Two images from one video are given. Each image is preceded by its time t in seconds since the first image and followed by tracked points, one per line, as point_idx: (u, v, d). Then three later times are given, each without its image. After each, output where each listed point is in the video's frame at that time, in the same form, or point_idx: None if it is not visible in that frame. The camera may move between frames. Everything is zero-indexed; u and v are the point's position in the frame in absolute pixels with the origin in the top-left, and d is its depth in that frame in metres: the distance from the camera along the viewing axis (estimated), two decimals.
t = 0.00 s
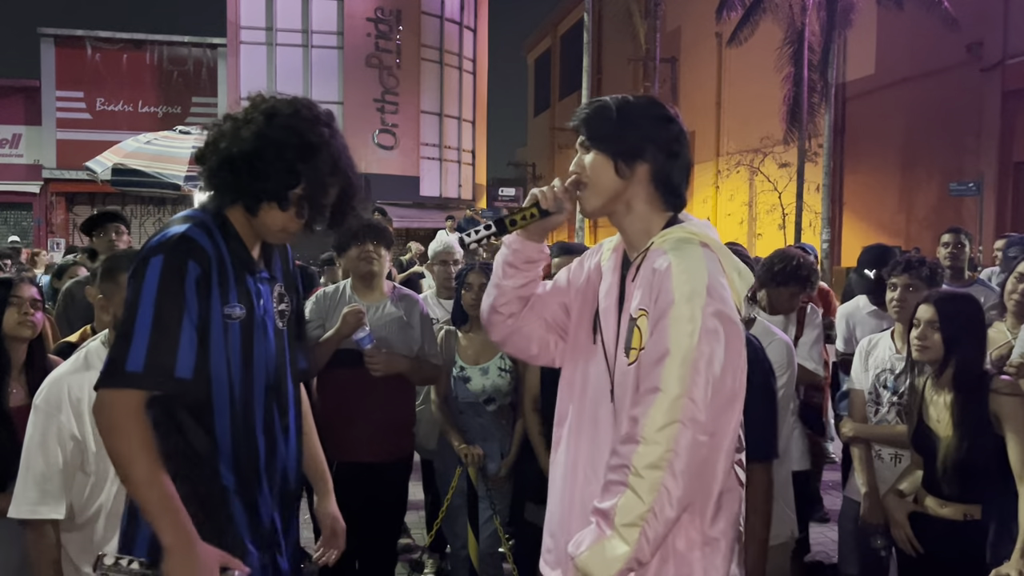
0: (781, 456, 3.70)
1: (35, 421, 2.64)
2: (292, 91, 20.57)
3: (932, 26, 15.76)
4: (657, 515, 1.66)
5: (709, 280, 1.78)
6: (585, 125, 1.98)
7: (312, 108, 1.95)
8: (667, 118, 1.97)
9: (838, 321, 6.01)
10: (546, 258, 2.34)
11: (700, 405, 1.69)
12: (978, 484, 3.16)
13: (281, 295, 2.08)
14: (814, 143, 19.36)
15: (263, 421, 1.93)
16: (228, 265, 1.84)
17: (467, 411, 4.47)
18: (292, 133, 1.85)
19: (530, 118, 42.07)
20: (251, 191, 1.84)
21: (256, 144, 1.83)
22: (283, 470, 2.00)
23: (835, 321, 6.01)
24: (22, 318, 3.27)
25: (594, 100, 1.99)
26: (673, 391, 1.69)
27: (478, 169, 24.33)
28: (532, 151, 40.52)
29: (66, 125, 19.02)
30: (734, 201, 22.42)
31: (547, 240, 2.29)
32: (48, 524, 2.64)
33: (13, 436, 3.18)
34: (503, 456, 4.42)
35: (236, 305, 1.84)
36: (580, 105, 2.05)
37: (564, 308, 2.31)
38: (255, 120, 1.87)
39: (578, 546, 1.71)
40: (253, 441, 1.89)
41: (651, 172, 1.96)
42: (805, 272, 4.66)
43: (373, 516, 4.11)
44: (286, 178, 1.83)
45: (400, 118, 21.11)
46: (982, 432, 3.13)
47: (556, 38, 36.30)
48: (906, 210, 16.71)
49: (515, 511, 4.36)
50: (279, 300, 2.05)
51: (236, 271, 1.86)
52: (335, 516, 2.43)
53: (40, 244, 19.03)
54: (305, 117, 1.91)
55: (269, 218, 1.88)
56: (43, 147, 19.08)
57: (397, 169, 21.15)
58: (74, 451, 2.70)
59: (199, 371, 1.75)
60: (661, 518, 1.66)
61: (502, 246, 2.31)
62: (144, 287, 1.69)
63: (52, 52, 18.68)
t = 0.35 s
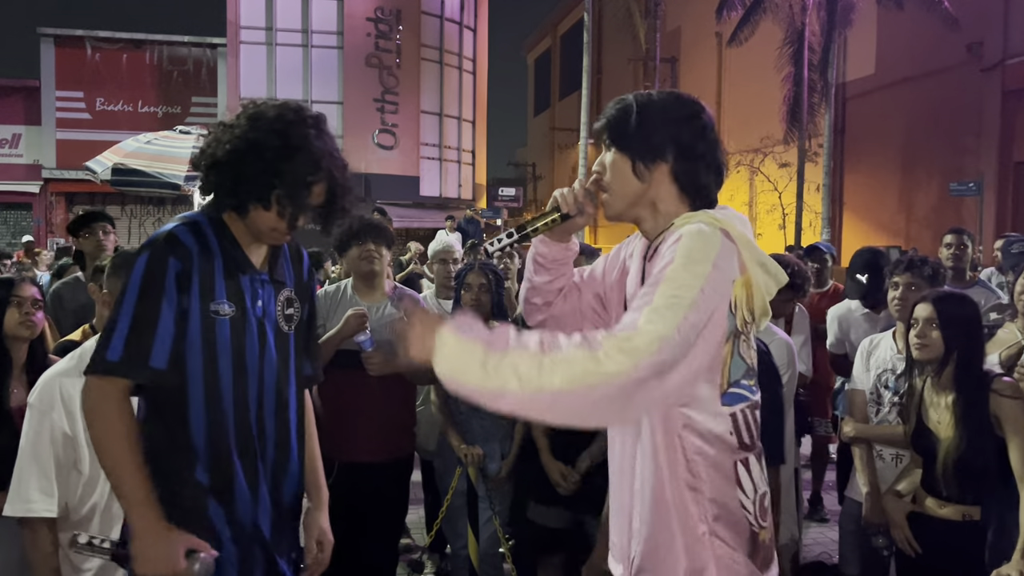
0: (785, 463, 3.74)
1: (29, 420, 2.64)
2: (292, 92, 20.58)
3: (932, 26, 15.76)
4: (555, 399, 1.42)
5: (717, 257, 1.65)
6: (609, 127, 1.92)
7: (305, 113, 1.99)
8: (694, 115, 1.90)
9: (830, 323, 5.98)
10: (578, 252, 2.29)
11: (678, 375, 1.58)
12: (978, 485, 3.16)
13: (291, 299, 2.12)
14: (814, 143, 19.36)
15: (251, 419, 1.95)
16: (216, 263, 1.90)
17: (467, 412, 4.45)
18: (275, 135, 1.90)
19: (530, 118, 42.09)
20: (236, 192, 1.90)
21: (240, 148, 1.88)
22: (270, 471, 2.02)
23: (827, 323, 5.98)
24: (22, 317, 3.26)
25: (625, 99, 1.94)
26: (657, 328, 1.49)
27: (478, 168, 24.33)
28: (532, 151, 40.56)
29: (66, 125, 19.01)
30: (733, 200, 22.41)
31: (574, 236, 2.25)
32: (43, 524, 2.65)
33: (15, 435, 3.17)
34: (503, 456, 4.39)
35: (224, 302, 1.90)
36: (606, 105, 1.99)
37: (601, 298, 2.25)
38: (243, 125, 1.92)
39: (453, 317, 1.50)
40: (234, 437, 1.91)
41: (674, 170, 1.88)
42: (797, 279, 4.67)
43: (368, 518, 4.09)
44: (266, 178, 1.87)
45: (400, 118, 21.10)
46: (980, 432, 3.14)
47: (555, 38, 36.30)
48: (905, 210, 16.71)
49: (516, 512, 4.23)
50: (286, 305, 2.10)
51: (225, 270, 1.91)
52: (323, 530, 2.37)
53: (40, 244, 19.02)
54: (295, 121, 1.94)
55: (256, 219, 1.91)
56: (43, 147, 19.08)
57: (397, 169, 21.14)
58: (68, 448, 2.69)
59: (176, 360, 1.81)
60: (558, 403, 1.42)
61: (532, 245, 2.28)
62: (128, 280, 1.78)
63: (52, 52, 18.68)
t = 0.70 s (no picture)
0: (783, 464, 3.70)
1: (28, 422, 2.65)
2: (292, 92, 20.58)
3: (932, 26, 15.75)
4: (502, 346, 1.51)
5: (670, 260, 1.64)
6: (570, 140, 1.89)
7: (307, 116, 2.02)
8: (649, 125, 1.89)
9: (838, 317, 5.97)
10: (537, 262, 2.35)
11: (645, 360, 1.58)
12: (980, 485, 3.16)
13: (290, 302, 2.13)
14: (813, 144, 19.37)
15: (236, 414, 1.95)
16: (209, 254, 1.93)
17: (467, 412, 4.48)
18: (269, 135, 1.93)
19: (529, 118, 42.08)
20: (232, 189, 1.93)
21: (238, 147, 1.92)
22: (255, 469, 2.00)
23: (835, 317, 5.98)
24: (23, 318, 3.27)
25: (583, 108, 1.92)
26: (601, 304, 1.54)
27: (478, 168, 24.33)
28: (532, 151, 40.54)
29: (66, 125, 19.02)
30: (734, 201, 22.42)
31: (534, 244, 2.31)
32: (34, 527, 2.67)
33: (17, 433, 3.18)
34: (503, 456, 4.40)
35: (221, 293, 1.93)
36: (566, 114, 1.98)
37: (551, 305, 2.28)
38: (244, 126, 1.97)
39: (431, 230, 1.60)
40: (214, 430, 1.92)
41: (631, 180, 1.88)
42: (787, 272, 4.73)
43: (368, 522, 4.07)
44: (258, 174, 1.91)
45: (400, 118, 21.09)
46: (983, 433, 3.15)
47: (555, 38, 36.29)
48: (906, 210, 16.71)
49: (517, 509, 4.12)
50: (285, 305, 2.10)
51: (222, 263, 1.94)
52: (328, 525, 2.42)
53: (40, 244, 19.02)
54: (296, 122, 1.98)
55: (252, 216, 1.95)
56: (43, 147, 19.10)
57: (397, 169, 21.13)
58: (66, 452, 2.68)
59: (156, 341, 1.86)
60: (507, 350, 1.51)
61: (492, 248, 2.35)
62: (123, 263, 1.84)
63: (52, 52, 18.68)
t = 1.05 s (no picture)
0: (775, 459, 3.70)
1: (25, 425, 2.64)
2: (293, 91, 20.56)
3: (932, 26, 15.74)
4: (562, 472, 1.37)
5: (696, 272, 1.63)
6: (583, 136, 1.92)
7: (276, 106, 2.01)
8: (668, 124, 1.89)
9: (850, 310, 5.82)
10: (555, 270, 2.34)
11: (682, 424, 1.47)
12: (977, 484, 3.15)
13: (280, 296, 2.08)
14: (814, 144, 19.36)
15: (223, 416, 1.90)
16: (191, 253, 1.91)
17: (467, 412, 4.44)
18: (238, 127, 1.91)
19: (529, 118, 42.07)
20: (205, 183, 1.91)
21: (209, 140, 1.90)
22: (246, 473, 1.95)
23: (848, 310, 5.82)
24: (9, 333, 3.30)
25: (595, 111, 1.93)
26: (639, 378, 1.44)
27: (478, 168, 24.32)
28: (533, 151, 40.54)
29: (66, 125, 19.04)
30: (734, 200, 22.40)
31: (552, 251, 2.30)
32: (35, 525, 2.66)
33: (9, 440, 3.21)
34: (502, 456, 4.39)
35: (201, 291, 1.90)
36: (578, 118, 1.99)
37: (581, 319, 2.27)
38: (211, 119, 1.95)
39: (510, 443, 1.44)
40: (196, 431, 1.87)
41: (645, 176, 1.89)
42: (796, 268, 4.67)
43: (369, 520, 4.08)
44: (230, 167, 1.89)
45: (400, 118, 21.08)
46: (980, 432, 3.14)
47: (556, 37, 36.27)
48: (906, 210, 16.69)
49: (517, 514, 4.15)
50: (273, 298, 2.05)
51: (201, 260, 1.92)
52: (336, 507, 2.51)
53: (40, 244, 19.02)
54: (265, 113, 1.96)
55: (231, 209, 1.93)
56: (43, 147, 19.10)
57: (397, 169, 21.12)
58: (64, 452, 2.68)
59: (143, 343, 1.83)
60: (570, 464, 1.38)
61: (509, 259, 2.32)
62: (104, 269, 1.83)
63: (52, 52, 18.70)
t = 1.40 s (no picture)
0: (776, 456, 3.65)
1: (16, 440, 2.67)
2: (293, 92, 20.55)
3: (932, 26, 15.75)
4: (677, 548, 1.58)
5: (689, 282, 1.69)
6: (583, 125, 1.94)
7: (232, 97, 1.90)
8: (665, 118, 1.90)
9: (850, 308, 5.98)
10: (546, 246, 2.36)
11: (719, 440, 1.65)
12: (978, 484, 3.16)
13: (247, 296, 1.95)
14: (813, 144, 19.36)
15: (184, 433, 1.79)
16: (141, 256, 1.79)
17: (467, 412, 4.45)
18: (192, 118, 1.81)
19: (529, 118, 42.09)
20: (156, 180, 1.79)
21: (163, 133, 1.80)
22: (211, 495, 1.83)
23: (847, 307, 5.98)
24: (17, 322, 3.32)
25: (595, 99, 1.95)
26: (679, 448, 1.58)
27: (478, 168, 24.33)
28: (533, 151, 40.57)
29: (66, 125, 19.03)
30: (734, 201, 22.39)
31: (545, 231, 2.31)
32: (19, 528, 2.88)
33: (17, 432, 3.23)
34: (503, 456, 4.40)
35: (154, 297, 1.78)
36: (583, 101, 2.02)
37: (567, 295, 2.29)
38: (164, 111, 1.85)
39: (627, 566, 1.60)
40: (156, 445, 1.76)
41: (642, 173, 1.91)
42: (814, 273, 4.63)
43: (370, 517, 4.10)
44: (180, 162, 1.77)
45: (400, 118, 21.09)
46: (982, 431, 3.14)
47: (556, 38, 36.29)
48: (906, 210, 16.69)
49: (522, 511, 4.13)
50: (237, 300, 1.92)
51: (152, 265, 1.80)
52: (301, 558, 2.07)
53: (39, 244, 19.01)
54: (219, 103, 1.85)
55: (182, 208, 1.80)
56: (43, 147, 19.10)
57: (397, 169, 21.11)
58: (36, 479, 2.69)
59: (92, 357, 1.71)
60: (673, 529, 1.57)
61: (501, 236, 2.33)
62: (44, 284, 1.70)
63: (52, 52, 18.70)
